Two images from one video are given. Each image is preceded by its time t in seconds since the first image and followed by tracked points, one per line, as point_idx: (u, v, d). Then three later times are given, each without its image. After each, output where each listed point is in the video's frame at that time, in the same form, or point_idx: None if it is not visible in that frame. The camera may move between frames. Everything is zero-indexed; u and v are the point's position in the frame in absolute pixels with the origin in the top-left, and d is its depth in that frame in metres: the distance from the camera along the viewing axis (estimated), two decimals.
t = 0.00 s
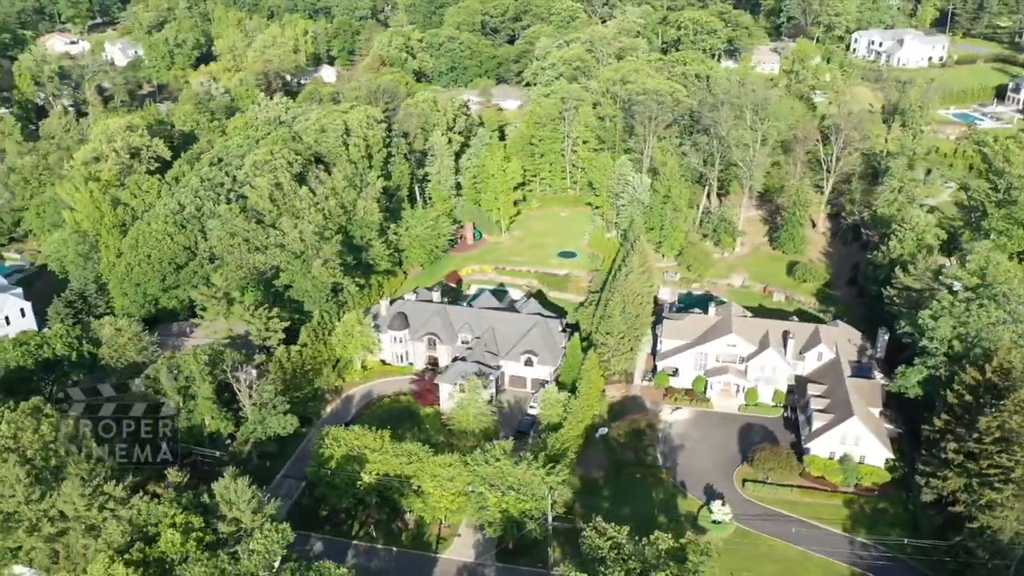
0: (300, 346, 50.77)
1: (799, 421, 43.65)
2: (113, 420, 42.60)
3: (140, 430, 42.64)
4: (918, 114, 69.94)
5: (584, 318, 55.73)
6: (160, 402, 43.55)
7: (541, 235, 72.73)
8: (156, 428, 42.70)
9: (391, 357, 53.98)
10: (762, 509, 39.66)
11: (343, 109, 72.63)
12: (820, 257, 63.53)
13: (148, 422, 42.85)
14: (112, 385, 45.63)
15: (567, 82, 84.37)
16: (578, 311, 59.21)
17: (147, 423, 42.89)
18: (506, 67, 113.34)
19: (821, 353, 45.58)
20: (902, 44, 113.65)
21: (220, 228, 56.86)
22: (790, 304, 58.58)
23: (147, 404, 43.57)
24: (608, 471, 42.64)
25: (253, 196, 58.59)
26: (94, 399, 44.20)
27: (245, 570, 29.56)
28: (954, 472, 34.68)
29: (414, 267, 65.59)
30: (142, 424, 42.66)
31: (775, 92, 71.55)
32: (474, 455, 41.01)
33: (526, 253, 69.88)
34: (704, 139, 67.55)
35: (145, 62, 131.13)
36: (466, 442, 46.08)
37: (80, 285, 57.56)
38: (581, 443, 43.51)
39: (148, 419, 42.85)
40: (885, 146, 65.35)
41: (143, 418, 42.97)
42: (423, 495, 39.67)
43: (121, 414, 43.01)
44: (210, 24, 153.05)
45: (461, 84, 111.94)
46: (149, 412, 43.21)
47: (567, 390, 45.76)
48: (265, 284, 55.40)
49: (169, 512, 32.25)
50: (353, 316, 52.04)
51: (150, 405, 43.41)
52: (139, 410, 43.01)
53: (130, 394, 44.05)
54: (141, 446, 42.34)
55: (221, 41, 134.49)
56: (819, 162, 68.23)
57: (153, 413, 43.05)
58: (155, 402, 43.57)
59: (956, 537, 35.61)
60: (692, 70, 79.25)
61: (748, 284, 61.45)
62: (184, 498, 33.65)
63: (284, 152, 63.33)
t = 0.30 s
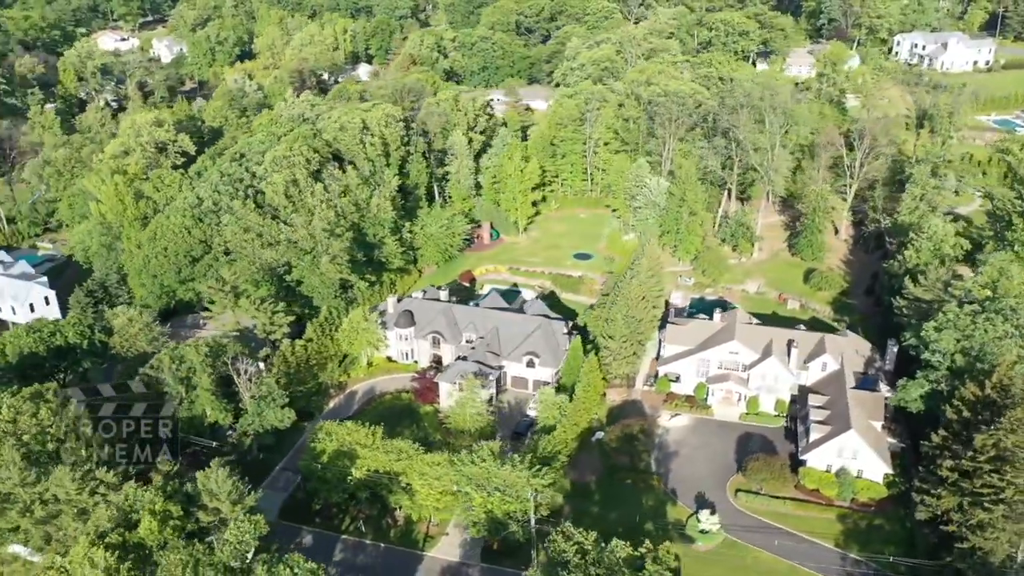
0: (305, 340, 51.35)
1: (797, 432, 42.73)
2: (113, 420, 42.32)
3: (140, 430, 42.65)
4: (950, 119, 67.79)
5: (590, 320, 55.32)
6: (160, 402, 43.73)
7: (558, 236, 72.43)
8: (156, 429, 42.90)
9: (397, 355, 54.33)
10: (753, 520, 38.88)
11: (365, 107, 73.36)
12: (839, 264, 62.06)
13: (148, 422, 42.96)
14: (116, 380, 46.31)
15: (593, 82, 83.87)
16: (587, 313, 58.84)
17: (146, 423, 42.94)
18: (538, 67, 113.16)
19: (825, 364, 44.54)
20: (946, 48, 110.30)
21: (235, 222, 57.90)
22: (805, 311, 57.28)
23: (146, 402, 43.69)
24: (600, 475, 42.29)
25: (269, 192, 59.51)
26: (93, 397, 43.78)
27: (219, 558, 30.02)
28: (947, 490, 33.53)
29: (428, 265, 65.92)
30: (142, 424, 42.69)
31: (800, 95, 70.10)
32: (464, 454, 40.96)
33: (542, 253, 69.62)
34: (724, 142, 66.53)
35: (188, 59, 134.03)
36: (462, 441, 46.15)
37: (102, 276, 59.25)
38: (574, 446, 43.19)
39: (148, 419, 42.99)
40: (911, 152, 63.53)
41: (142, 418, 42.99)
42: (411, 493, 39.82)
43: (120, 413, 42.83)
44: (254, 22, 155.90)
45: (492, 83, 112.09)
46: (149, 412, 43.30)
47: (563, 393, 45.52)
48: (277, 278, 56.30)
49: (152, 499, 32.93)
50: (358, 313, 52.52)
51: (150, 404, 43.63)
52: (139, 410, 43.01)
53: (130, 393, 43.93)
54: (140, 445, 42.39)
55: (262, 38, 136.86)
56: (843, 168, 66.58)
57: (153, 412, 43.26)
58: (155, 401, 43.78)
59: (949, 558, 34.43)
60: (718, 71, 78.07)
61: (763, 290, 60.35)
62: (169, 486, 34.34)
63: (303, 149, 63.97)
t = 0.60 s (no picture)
0: (311, 335, 52.01)
1: (795, 443, 41.88)
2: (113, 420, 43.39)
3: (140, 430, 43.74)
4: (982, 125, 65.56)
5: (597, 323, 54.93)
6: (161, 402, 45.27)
7: (575, 237, 72.03)
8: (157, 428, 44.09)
9: (402, 352, 54.65)
10: (741, 531, 38.16)
11: (386, 105, 74.00)
12: (859, 273, 60.52)
13: (148, 422, 44.17)
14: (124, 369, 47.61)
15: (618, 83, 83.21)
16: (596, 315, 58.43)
17: (146, 424, 44.11)
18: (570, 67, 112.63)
19: (828, 374, 43.56)
20: (992, 51, 106.62)
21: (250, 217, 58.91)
22: (818, 320, 56.06)
23: (146, 404, 45.17)
24: (591, 479, 42.00)
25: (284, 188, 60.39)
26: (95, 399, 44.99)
27: (194, 546, 30.68)
28: (936, 508, 32.47)
29: (441, 263, 66.15)
30: (143, 424, 43.88)
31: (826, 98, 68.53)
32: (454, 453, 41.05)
33: (557, 254, 69.36)
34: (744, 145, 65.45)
35: (229, 56, 136.72)
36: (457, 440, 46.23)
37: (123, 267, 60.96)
38: (567, 449, 42.96)
39: (149, 419, 44.23)
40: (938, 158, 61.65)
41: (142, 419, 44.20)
42: (400, 489, 40.07)
43: (121, 414, 44.02)
44: (296, 20, 158.39)
45: (524, 83, 111.97)
46: (149, 413, 44.65)
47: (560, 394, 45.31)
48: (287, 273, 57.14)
49: (138, 486, 33.75)
50: (364, 310, 53.01)
51: (150, 405, 44.99)
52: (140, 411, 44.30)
53: (132, 395, 45.42)
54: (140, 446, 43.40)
55: (302, 36, 138.95)
56: (867, 174, 64.92)
57: (153, 413, 44.53)
58: (155, 403, 45.22)
59: None
60: (744, 73, 76.75)
61: (777, 297, 59.19)
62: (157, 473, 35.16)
63: (321, 146, 64.62)
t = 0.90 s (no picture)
0: (318, 330, 52.58)
1: (791, 454, 41.01)
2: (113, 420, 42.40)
3: (140, 429, 43.20)
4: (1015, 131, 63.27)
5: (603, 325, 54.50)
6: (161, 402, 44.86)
7: (593, 239, 71.55)
8: (158, 429, 43.93)
9: (407, 349, 54.90)
10: (729, 541, 37.45)
11: (408, 103, 74.48)
12: (878, 282, 58.93)
13: (148, 422, 43.77)
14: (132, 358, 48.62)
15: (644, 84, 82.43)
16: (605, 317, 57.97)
17: (146, 424, 43.59)
18: (602, 67, 111.95)
19: (829, 384, 42.55)
20: None
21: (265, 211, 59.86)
22: (831, 329, 54.75)
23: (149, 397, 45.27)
24: (582, 482, 41.69)
25: (298, 184, 61.25)
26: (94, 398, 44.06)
27: (173, 534, 31.14)
28: (923, 526, 31.42)
29: (456, 263, 66.30)
30: (143, 424, 43.34)
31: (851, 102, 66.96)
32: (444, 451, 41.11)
33: (573, 255, 69.00)
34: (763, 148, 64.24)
35: (269, 53, 139.04)
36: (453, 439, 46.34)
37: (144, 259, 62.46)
38: (560, 452, 42.73)
39: (149, 419, 43.82)
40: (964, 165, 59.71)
41: (142, 419, 43.59)
42: (390, 485, 40.34)
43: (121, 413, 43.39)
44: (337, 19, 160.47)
45: (555, 83, 111.70)
46: (149, 412, 44.13)
47: (557, 396, 45.06)
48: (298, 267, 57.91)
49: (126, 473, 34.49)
50: (370, 306, 53.46)
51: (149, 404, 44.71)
52: (140, 410, 43.66)
53: (132, 394, 44.78)
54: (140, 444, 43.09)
55: (340, 34, 140.69)
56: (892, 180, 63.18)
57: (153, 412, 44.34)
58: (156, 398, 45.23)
59: None
60: (771, 76, 75.36)
61: (791, 305, 57.96)
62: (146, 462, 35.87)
63: (340, 144, 65.20)
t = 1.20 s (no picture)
0: (324, 325, 53.20)
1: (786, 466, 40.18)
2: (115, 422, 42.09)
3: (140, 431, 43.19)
4: None
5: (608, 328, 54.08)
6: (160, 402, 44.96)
7: (610, 241, 71.01)
8: (157, 428, 43.60)
9: (412, 346, 55.17)
10: (714, 552, 36.76)
11: (430, 102, 74.86)
12: (897, 292, 57.38)
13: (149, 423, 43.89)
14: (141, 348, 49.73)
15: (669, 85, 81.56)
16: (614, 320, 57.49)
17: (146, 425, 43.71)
18: (635, 68, 111.04)
19: (829, 396, 41.60)
20: None
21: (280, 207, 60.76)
22: (844, 339, 53.42)
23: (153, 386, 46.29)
24: (572, 485, 41.42)
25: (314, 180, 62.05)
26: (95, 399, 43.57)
27: (152, 521, 31.45)
28: (908, 545, 30.46)
29: (470, 262, 66.37)
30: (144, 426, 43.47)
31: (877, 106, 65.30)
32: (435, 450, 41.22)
33: (589, 257, 68.57)
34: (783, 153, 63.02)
35: (308, 51, 141.13)
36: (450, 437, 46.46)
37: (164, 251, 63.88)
38: (552, 455, 42.50)
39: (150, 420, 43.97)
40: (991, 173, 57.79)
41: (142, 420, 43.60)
42: (379, 482, 40.58)
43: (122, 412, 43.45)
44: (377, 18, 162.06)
45: (587, 84, 111.19)
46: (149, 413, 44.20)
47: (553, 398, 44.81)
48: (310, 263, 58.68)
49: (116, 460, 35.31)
50: (377, 303, 53.88)
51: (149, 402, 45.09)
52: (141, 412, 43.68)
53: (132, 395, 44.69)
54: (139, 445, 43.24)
55: (378, 32, 142.06)
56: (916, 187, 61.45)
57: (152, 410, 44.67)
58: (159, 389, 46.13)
59: None
60: (799, 78, 73.90)
61: (805, 313, 56.74)
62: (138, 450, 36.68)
63: (358, 142, 65.77)
